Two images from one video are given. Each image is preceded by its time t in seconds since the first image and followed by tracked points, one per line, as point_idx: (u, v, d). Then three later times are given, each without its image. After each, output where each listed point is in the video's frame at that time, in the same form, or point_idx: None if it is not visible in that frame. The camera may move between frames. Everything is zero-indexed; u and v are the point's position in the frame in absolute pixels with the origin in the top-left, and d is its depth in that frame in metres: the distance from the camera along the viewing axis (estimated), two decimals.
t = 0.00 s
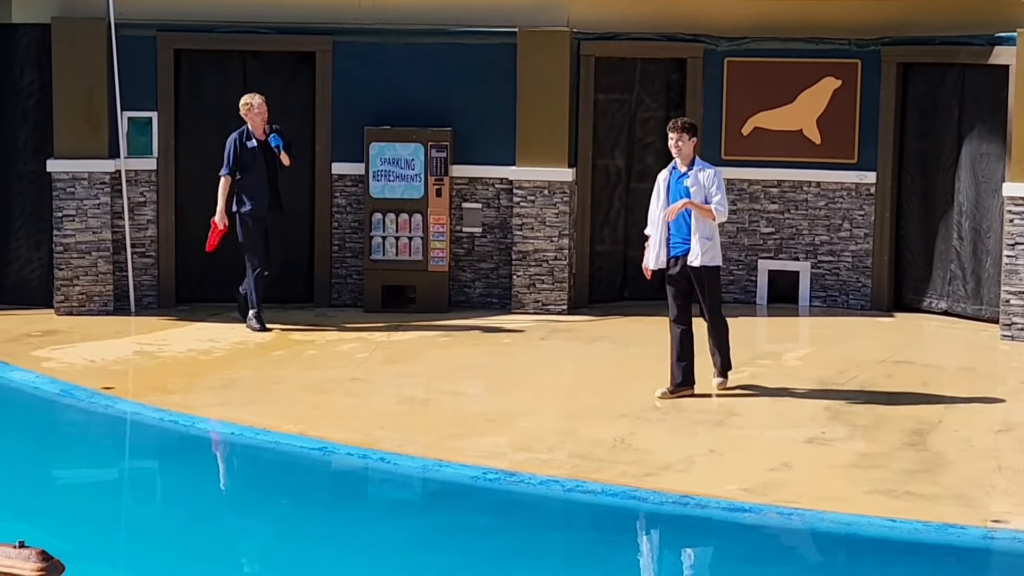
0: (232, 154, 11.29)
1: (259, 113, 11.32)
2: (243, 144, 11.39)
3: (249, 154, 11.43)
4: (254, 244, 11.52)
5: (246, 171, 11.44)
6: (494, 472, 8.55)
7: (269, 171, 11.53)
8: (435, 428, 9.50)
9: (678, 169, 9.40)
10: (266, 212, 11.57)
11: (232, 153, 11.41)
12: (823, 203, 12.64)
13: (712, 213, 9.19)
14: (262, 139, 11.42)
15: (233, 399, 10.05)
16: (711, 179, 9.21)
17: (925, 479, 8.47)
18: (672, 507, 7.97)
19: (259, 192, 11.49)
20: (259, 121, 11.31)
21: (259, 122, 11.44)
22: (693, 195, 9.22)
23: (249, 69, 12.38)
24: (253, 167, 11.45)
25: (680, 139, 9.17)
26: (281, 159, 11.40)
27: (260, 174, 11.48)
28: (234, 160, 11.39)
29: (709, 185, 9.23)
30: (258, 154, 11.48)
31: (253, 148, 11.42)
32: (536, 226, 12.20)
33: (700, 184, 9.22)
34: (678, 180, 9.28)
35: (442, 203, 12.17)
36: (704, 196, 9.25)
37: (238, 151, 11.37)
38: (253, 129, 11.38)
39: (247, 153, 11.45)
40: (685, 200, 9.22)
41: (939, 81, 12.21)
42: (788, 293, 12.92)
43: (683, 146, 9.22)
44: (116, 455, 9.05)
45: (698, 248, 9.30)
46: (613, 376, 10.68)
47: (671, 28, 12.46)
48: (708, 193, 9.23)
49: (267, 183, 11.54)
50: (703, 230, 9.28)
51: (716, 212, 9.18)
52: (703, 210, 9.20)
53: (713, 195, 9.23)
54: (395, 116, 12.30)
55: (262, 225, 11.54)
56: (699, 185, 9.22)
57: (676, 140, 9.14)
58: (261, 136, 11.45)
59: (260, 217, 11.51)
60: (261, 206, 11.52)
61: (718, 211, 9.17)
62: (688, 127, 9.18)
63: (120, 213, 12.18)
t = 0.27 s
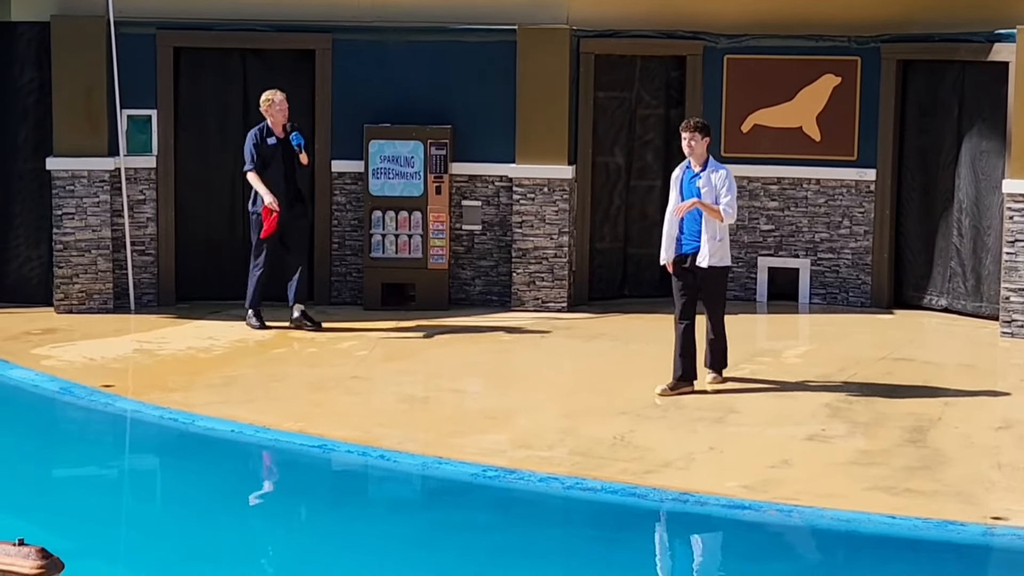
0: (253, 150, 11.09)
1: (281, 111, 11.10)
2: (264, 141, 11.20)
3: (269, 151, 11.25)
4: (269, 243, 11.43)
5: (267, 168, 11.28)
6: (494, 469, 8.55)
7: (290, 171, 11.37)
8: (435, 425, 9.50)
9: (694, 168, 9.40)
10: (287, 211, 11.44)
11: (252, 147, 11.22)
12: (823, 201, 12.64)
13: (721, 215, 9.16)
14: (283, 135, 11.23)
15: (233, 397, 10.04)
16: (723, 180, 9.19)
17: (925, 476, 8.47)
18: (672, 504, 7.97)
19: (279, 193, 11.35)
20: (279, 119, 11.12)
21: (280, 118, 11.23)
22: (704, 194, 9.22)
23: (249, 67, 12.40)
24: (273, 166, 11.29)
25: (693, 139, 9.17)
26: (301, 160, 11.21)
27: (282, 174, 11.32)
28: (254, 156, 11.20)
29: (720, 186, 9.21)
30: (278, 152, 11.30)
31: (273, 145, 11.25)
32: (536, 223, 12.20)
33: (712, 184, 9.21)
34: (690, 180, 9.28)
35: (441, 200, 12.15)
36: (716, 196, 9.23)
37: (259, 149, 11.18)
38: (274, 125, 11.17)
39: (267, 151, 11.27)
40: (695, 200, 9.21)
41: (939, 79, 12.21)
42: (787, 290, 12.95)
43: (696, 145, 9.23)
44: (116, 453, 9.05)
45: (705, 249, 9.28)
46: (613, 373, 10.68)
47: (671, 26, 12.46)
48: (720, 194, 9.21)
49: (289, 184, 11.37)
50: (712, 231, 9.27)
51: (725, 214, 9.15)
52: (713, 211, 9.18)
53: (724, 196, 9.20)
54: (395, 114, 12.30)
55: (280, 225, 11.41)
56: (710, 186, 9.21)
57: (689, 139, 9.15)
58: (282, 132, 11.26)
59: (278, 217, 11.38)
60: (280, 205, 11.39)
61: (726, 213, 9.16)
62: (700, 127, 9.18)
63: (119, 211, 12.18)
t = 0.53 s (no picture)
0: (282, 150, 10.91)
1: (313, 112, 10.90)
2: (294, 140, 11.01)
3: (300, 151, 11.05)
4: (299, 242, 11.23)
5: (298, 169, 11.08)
6: (493, 467, 8.55)
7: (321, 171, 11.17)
8: (434, 423, 9.50)
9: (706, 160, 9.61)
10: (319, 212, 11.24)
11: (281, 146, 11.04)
12: (821, 197, 12.64)
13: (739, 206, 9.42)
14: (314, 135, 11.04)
15: (232, 395, 10.04)
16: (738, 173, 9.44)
17: (924, 472, 8.48)
18: (670, 501, 7.97)
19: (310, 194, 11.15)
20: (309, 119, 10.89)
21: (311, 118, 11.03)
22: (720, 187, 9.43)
23: (247, 65, 12.38)
24: (305, 166, 11.09)
25: (707, 132, 9.40)
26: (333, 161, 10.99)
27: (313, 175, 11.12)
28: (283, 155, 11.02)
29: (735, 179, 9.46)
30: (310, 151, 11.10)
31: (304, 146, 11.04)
32: (534, 221, 12.20)
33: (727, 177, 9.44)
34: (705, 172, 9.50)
35: (439, 198, 12.15)
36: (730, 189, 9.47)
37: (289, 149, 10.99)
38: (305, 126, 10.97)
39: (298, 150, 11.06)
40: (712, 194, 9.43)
41: (938, 75, 12.21)
42: (786, 288, 12.94)
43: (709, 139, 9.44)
44: (115, 451, 9.06)
45: (721, 241, 9.49)
46: (611, 370, 10.69)
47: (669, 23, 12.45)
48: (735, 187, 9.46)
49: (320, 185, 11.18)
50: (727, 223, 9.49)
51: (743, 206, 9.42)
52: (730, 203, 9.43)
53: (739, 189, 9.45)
54: (393, 112, 12.29)
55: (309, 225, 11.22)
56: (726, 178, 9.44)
57: (702, 132, 9.35)
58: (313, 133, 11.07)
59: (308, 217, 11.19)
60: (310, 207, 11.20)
61: (745, 205, 9.43)
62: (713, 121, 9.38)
63: (117, 210, 12.19)
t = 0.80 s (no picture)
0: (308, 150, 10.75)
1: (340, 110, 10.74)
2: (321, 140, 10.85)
3: (327, 150, 10.89)
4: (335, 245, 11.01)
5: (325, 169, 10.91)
6: (491, 464, 8.55)
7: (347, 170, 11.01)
8: (432, 421, 9.50)
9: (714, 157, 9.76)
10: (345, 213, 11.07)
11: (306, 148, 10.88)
12: (819, 194, 12.63)
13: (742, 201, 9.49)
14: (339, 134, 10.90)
15: (229, 393, 10.04)
16: (742, 168, 9.53)
17: (921, 469, 8.48)
18: (668, 498, 7.97)
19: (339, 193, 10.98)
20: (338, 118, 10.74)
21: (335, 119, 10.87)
22: (724, 183, 9.58)
23: (244, 62, 12.37)
24: (332, 166, 10.93)
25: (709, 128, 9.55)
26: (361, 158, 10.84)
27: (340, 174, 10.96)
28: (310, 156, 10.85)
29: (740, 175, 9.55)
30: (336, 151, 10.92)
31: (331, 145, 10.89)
32: (532, 218, 12.20)
33: (732, 172, 9.55)
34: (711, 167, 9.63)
35: (437, 195, 12.14)
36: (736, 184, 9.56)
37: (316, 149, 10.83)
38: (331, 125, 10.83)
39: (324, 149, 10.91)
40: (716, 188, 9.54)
41: (935, 72, 12.21)
42: (782, 285, 12.99)
43: (714, 135, 9.60)
44: (113, 450, 9.05)
45: (726, 236, 9.56)
46: (609, 368, 10.68)
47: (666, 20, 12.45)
48: (739, 182, 9.55)
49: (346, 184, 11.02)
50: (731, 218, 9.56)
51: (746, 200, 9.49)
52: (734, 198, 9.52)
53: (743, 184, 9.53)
54: (390, 109, 12.30)
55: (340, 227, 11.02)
56: (730, 173, 9.56)
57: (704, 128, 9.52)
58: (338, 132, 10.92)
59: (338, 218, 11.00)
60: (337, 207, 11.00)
61: (750, 200, 9.50)
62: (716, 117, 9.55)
63: (115, 208, 12.18)
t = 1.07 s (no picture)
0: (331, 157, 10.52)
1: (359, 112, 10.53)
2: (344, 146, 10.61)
3: (352, 154, 10.64)
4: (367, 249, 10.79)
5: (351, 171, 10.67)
6: (489, 462, 8.55)
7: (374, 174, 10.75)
8: (431, 418, 9.50)
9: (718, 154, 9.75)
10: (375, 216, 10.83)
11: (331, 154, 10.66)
12: (817, 191, 12.64)
13: (736, 199, 9.47)
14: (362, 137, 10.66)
15: (228, 391, 10.04)
16: (738, 166, 9.48)
17: (920, 466, 8.49)
18: (667, 496, 7.97)
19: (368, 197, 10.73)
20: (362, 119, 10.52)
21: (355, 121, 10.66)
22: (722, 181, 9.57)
23: (242, 60, 12.36)
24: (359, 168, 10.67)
25: (709, 128, 9.55)
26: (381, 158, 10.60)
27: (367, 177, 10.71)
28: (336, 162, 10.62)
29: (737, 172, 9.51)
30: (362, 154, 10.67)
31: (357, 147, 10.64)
32: (530, 216, 12.19)
33: (729, 169, 9.52)
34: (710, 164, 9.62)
35: (436, 193, 12.11)
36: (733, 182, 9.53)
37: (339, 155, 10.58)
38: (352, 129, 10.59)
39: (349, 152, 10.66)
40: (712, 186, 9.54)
41: (933, 68, 12.20)
42: (780, 283, 12.99)
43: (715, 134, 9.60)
44: (111, 448, 9.05)
45: (722, 233, 9.57)
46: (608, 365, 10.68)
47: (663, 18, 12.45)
48: (736, 180, 9.51)
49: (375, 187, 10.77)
50: (729, 215, 9.56)
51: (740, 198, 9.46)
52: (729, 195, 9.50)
53: (740, 182, 9.49)
54: (388, 106, 12.30)
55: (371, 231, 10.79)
56: (727, 171, 9.53)
57: (705, 128, 9.52)
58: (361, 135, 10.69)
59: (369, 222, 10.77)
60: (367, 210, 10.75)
61: (746, 199, 9.48)
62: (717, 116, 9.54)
63: (113, 206, 12.20)
